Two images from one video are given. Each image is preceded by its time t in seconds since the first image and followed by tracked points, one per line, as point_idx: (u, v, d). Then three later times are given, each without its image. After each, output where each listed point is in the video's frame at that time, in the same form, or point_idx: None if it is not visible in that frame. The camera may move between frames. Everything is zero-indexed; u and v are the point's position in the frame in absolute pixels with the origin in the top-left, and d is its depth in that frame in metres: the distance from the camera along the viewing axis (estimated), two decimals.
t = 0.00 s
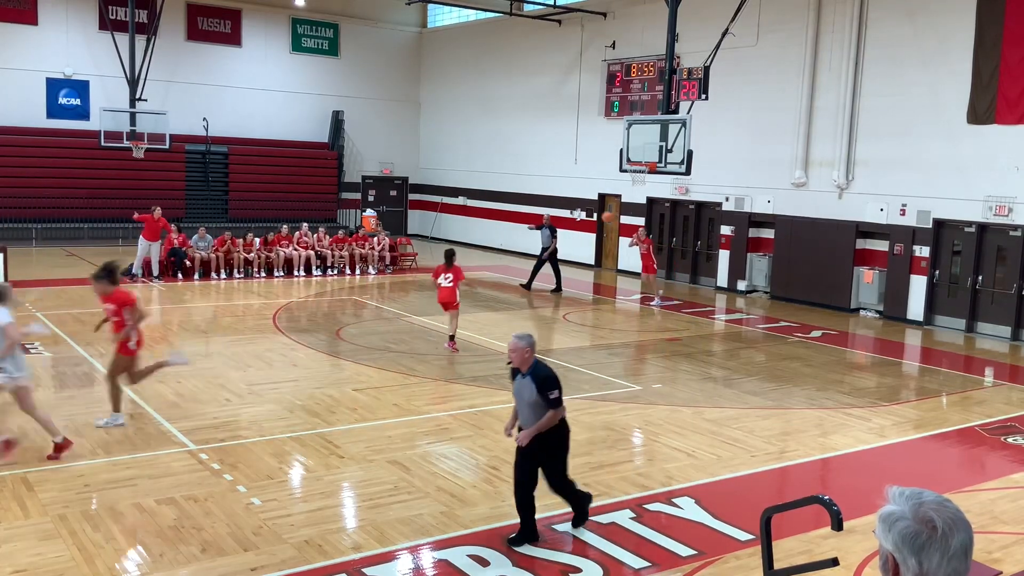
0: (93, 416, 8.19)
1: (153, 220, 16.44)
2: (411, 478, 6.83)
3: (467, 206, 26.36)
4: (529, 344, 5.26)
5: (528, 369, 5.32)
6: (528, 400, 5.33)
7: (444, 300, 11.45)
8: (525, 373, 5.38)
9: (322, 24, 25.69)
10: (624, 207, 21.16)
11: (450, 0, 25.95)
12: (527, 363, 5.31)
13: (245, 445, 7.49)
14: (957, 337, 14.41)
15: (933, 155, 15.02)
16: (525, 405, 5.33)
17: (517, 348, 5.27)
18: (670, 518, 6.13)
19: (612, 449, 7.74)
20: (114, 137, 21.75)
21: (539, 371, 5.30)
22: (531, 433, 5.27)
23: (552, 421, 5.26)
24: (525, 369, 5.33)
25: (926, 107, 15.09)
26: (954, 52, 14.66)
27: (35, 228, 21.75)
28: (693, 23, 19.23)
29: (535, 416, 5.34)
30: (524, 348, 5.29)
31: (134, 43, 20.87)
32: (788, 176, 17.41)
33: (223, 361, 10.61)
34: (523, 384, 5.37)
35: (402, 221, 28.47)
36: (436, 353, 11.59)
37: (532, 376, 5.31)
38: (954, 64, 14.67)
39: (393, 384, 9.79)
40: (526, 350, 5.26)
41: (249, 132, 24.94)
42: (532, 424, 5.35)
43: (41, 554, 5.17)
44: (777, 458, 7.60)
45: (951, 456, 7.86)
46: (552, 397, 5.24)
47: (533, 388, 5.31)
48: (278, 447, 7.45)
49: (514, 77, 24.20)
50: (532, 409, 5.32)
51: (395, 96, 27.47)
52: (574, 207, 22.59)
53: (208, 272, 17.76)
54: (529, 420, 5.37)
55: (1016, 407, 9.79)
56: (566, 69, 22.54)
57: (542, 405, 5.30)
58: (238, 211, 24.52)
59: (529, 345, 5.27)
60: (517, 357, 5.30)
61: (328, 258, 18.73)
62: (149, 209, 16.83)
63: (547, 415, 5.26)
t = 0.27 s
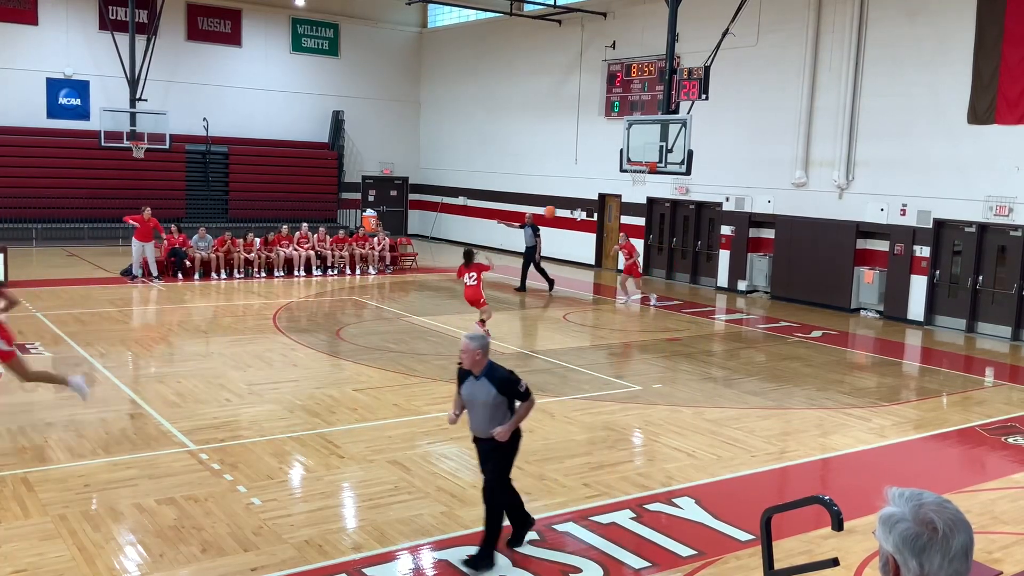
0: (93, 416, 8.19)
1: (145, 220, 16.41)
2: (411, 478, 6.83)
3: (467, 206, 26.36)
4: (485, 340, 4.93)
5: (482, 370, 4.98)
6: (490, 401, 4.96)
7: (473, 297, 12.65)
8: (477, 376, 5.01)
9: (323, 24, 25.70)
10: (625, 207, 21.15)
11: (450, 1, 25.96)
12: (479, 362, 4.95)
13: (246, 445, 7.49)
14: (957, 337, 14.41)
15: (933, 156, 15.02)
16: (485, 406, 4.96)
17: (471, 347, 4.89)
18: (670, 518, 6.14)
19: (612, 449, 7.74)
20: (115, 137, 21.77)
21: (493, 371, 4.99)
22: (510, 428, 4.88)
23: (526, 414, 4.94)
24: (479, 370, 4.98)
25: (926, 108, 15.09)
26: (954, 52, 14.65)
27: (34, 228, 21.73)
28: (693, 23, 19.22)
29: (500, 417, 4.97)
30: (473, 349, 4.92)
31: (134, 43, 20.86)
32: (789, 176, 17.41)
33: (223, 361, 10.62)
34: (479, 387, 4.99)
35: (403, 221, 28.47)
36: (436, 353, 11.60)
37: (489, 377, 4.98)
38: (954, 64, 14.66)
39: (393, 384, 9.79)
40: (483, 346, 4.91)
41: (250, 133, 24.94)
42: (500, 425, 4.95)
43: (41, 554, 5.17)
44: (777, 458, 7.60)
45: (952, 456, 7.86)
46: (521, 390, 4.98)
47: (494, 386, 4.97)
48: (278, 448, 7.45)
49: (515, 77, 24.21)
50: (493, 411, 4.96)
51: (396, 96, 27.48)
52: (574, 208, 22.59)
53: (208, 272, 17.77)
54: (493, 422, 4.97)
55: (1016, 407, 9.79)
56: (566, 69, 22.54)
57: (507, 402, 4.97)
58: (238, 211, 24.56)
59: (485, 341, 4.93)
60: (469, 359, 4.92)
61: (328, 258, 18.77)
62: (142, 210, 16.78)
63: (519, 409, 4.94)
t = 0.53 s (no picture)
0: (98, 415, 8.21)
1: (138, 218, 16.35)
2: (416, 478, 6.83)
3: (471, 206, 26.35)
4: (431, 359, 4.61)
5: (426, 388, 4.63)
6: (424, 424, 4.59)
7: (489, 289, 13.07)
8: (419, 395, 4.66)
9: (328, 24, 25.72)
10: (629, 207, 21.14)
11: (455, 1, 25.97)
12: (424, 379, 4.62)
13: (251, 445, 7.50)
14: (962, 337, 14.37)
15: (938, 156, 14.98)
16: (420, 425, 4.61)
17: (415, 361, 4.59)
18: (674, 518, 6.13)
19: (616, 449, 7.74)
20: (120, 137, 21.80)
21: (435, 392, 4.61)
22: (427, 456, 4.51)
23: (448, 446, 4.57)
24: (422, 387, 4.63)
25: (931, 108, 15.06)
26: (959, 52, 14.61)
27: (40, 228, 21.60)
28: (697, 23, 19.20)
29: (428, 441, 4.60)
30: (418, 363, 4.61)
31: (139, 44, 20.90)
32: (793, 175, 17.38)
33: (228, 361, 10.63)
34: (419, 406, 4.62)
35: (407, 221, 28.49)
36: (440, 353, 11.61)
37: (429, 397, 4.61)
38: (959, 64, 14.63)
39: (397, 384, 9.80)
40: (426, 364, 4.59)
41: (255, 133, 24.98)
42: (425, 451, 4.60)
43: (46, 554, 5.19)
44: (782, 458, 7.59)
45: (957, 456, 7.84)
46: (450, 422, 4.58)
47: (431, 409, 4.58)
48: (283, 447, 7.46)
49: (519, 77, 24.21)
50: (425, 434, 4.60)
51: (400, 97, 27.50)
52: (578, 208, 22.58)
53: (213, 272, 17.80)
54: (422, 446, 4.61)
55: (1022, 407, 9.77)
56: (571, 69, 22.53)
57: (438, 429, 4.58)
58: (243, 211, 24.61)
59: (430, 359, 4.61)
60: (411, 373, 4.61)
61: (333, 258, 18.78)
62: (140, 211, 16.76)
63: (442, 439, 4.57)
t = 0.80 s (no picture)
0: (114, 414, 8.26)
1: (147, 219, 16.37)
2: (429, 478, 6.84)
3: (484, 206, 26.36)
4: (363, 365, 4.26)
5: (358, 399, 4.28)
6: (356, 436, 4.22)
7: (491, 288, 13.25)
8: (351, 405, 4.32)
9: (342, 25, 25.81)
10: (643, 207, 21.09)
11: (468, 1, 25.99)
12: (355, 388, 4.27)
13: (265, 444, 7.53)
14: (979, 338, 14.26)
15: (954, 156, 14.87)
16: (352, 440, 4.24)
17: (344, 368, 4.24)
18: (688, 519, 6.11)
19: (630, 450, 7.72)
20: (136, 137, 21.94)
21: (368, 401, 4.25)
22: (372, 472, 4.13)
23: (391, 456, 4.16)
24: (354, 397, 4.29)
25: (947, 108, 14.95)
26: (975, 51, 14.51)
27: (56, 228, 21.72)
28: (711, 23, 19.15)
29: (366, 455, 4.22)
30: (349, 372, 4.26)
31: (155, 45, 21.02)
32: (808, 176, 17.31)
33: (242, 361, 10.67)
34: (350, 417, 4.28)
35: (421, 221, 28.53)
36: (454, 353, 11.61)
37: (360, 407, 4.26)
38: (976, 63, 14.52)
39: (411, 384, 9.81)
40: (358, 372, 4.24)
41: (269, 134, 25.08)
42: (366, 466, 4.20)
43: (62, 552, 5.22)
44: (797, 460, 7.55)
45: (974, 458, 7.77)
46: (389, 428, 4.20)
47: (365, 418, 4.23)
48: (297, 447, 7.48)
49: (532, 78, 24.21)
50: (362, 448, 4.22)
51: (414, 97, 27.55)
52: (592, 208, 22.55)
53: (228, 272, 17.88)
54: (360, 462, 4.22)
55: None
56: (585, 69, 22.50)
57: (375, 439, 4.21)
58: (257, 212, 24.72)
59: (362, 366, 4.26)
60: (342, 382, 4.26)
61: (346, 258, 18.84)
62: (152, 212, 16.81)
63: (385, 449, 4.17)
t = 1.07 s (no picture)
0: (147, 413, 8.37)
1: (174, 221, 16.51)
2: (458, 478, 6.85)
3: (513, 207, 26.38)
4: (306, 370, 4.15)
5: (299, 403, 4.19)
6: (297, 440, 4.15)
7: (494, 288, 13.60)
8: (292, 408, 4.23)
9: (372, 27, 25.96)
10: (673, 208, 20.97)
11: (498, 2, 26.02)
12: (297, 393, 4.18)
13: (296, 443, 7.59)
14: (1017, 341, 14.00)
15: (991, 155, 14.62)
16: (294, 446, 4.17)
17: (286, 371, 4.13)
18: (718, 522, 6.06)
19: (659, 451, 7.68)
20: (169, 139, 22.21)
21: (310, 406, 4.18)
22: (322, 480, 4.07)
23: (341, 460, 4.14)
24: (294, 402, 4.19)
25: (984, 107, 14.70)
26: (1013, 49, 14.25)
27: (92, 229, 22.21)
28: (743, 22, 19.00)
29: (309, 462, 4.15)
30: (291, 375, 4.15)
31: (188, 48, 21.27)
32: (841, 176, 17.12)
33: (273, 360, 10.77)
34: (291, 420, 4.20)
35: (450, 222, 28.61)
36: (482, 354, 11.63)
37: (302, 411, 4.18)
38: (1014, 61, 14.25)
39: (440, 385, 9.84)
40: (300, 376, 4.14)
41: (300, 135, 25.29)
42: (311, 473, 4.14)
43: (96, 548, 5.30)
44: (829, 463, 7.46)
45: (1011, 462, 7.63)
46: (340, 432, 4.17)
47: (309, 423, 4.16)
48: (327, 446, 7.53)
49: (562, 78, 24.18)
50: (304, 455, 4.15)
51: (443, 98, 27.65)
52: (621, 208, 22.47)
53: (259, 272, 18.07)
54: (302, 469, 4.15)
55: None
56: (614, 69, 22.43)
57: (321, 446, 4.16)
58: (288, 213, 24.96)
59: (306, 371, 4.16)
60: (281, 386, 4.15)
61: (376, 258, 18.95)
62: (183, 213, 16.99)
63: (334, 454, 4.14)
